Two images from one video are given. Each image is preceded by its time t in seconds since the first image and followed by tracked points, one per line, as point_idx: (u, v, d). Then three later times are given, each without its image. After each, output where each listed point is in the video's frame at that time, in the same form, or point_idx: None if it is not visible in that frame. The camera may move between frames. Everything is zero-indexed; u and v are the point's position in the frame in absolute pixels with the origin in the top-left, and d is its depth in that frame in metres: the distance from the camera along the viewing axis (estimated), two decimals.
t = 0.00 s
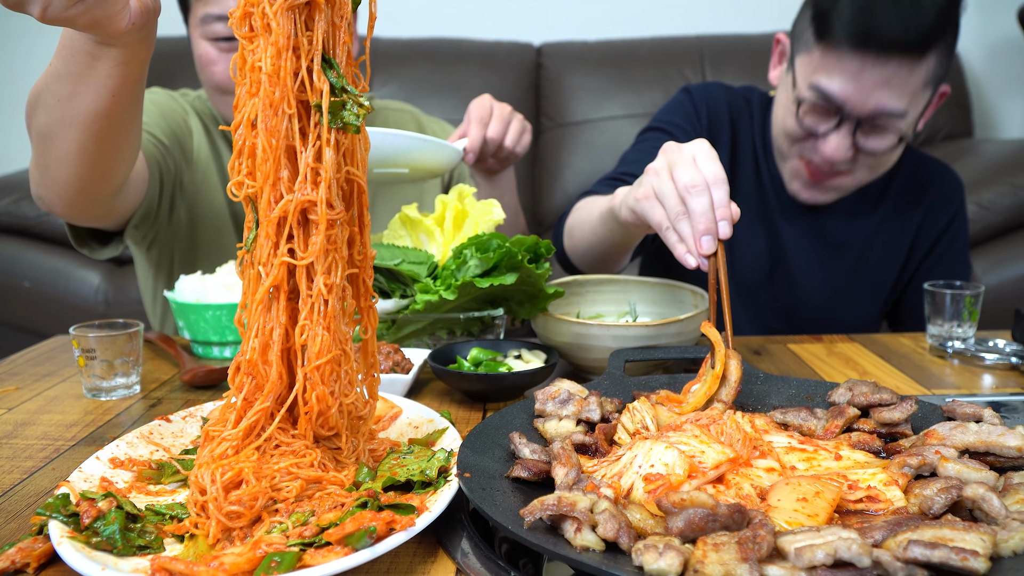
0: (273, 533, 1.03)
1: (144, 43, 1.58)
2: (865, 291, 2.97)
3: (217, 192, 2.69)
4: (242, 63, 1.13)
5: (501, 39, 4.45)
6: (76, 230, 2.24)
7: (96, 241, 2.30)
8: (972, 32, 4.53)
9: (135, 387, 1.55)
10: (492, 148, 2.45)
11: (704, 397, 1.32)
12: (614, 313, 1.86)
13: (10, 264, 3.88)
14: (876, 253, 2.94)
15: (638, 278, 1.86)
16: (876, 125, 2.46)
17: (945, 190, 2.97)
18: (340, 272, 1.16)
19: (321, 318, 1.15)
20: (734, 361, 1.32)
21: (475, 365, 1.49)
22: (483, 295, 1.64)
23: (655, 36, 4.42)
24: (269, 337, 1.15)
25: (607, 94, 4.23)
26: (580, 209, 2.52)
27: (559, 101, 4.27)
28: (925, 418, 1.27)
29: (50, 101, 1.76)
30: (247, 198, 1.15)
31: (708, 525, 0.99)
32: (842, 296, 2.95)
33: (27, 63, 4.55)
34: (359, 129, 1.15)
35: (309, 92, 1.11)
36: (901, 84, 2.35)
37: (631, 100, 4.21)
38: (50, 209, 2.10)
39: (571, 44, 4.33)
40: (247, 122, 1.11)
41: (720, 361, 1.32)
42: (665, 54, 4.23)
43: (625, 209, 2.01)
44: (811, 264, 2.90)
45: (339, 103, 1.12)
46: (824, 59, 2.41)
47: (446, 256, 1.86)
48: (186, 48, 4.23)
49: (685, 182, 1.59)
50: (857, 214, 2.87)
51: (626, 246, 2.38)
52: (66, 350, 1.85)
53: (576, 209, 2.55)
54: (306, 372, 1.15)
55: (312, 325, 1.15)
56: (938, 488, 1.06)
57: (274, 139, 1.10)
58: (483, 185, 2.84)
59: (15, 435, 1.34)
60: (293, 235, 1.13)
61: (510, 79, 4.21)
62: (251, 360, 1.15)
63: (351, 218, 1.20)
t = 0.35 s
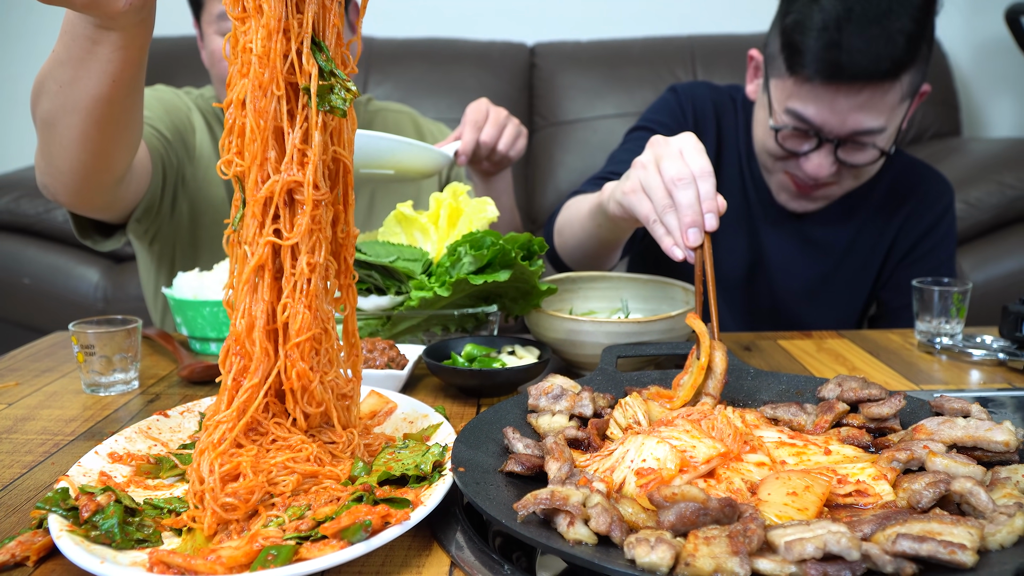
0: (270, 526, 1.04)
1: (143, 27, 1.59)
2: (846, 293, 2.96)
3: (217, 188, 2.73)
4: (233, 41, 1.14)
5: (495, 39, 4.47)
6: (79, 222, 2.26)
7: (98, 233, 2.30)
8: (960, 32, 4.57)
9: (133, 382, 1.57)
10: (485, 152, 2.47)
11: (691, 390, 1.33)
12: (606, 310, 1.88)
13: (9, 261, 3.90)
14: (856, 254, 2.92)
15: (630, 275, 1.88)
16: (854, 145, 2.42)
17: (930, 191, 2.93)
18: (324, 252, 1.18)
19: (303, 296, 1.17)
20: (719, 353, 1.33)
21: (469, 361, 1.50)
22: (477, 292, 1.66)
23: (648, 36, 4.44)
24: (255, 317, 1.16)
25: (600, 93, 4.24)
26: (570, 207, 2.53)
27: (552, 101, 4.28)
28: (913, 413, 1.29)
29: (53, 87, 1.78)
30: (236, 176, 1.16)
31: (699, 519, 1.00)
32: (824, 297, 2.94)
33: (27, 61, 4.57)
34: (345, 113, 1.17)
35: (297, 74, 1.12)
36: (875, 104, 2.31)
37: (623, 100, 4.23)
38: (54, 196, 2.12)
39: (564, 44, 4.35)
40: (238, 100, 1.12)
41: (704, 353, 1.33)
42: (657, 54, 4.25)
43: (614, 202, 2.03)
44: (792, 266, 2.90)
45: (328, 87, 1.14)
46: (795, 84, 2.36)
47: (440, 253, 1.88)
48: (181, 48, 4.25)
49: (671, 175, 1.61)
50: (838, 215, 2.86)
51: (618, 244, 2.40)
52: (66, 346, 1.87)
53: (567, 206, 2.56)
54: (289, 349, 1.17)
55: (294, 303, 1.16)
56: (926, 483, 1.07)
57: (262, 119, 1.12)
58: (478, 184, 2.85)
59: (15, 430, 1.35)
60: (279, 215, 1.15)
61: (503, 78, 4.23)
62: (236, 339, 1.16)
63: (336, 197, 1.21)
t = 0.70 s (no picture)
0: (266, 520, 1.05)
1: (145, 37, 1.62)
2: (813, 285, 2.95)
3: (218, 187, 2.75)
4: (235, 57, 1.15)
5: (489, 39, 4.49)
6: (82, 220, 2.28)
7: (102, 232, 2.32)
8: (948, 32, 4.60)
9: (132, 377, 1.58)
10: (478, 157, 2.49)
11: (663, 372, 1.35)
12: (598, 307, 1.89)
13: (9, 258, 3.91)
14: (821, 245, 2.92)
15: (622, 272, 1.90)
16: (848, 84, 2.45)
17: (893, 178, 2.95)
18: (330, 261, 1.19)
19: (311, 306, 1.18)
20: (684, 334, 1.35)
21: (464, 357, 1.53)
22: (472, 289, 1.68)
23: (641, 36, 4.46)
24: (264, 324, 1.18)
25: (593, 93, 4.26)
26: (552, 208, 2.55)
27: (546, 100, 4.30)
28: (903, 408, 1.31)
29: (57, 94, 1.79)
30: (242, 188, 1.18)
31: (691, 513, 1.01)
32: (794, 290, 2.91)
33: (27, 60, 4.57)
34: (349, 123, 1.17)
35: (300, 85, 1.13)
36: (863, 33, 2.39)
37: (616, 99, 4.24)
38: (59, 199, 2.14)
39: (558, 44, 4.37)
40: (241, 113, 1.14)
41: (670, 334, 1.34)
42: (648, 54, 4.26)
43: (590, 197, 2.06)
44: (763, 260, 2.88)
45: (331, 98, 1.14)
46: (781, 24, 2.45)
47: (434, 251, 1.90)
48: (178, 47, 4.26)
49: (640, 166, 1.62)
50: (807, 209, 2.86)
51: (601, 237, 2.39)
52: (65, 342, 1.88)
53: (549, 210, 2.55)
54: (294, 359, 1.18)
55: (302, 313, 1.17)
56: (915, 477, 1.08)
57: (266, 131, 1.13)
58: (474, 185, 2.86)
59: (15, 425, 1.37)
60: (287, 227, 1.16)
61: (497, 78, 4.25)
62: (243, 349, 1.18)
63: (342, 207, 1.23)
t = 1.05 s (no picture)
0: (263, 514, 1.07)
1: (132, 47, 1.65)
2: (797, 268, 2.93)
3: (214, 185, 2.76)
4: (218, 70, 1.16)
5: (483, 38, 4.51)
6: (79, 219, 2.28)
7: (99, 230, 2.33)
8: (934, 32, 4.63)
9: (131, 373, 1.60)
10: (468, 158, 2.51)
11: (652, 340, 1.35)
12: (590, 304, 1.90)
13: (9, 255, 3.93)
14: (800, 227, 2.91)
15: (615, 269, 1.91)
16: (791, 78, 2.50)
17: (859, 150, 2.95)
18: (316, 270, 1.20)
19: (301, 314, 1.20)
20: (673, 301, 1.36)
21: (458, 353, 1.57)
22: (466, 286, 1.70)
23: (634, 36, 4.49)
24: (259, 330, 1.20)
25: (585, 92, 4.26)
26: (541, 213, 2.56)
27: (540, 99, 4.33)
28: (891, 404, 1.33)
29: (49, 99, 1.80)
30: (224, 201, 1.19)
31: (682, 507, 1.00)
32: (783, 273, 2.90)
33: (26, 60, 4.59)
34: (331, 136, 1.20)
35: (283, 99, 1.15)
36: (799, 29, 2.45)
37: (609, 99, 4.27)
38: (52, 199, 2.15)
39: (551, 44, 4.39)
40: (224, 126, 1.15)
41: (659, 300, 1.35)
42: (640, 54, 4.28)
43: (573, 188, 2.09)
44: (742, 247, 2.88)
45: (313, 111, 1.16)
46: (720, 27, 2.52)
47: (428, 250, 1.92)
48: (173, 46, 4.28)
49: (622, 152, 1.64)
50: (781, 191, 2.87)
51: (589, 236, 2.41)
52: (64, 338, 1.90)
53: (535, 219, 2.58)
54: (289, 368, 1.20)
55: (293, 320, 1.19)
56: (903, 471, 1.08)
57: (249, 144, 1.15)
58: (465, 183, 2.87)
59: (15, 420, 1.38)
60: (272, 237, 1.18)
61: (490, 77, 4.28)
62: (241, 356, 1.21)
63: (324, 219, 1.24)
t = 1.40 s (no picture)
0: (260, 508, 1.08)
1: (125, 55, 1.67)
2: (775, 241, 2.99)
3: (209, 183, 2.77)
4: (215, 83, 1.18)
5: (477, 38, 4.53)
6: (75, 219, 2.30)
7: (95, 228, 2.34)
8: (923, 32, 4.65)
9: (129, 369, 1.62)
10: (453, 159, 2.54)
11: (689, 311, 1.37)
12: (583, 300, 1.93)
13: (9, 252, 3.95)
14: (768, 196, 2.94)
15: (608, 265, 1.93)
16: (723, 64, 2.53)
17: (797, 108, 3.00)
18: (315, 278, 1.21)
19: (299, 320, 1.20)
20: (706, 271, 1.38)
21: (452, 349, 1.59)
22: (460, 283, 1.74)
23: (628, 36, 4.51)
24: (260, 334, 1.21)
25: (578, 91, 4.27)
26: (536, 220, 2.60)
27: (534, 98, 4.35)
28: (879, 399, 1.35)
29: (44, 104, 1.82)
30: (224, 211, 1.21)
31: (673, 501, 0.99)
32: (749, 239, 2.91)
33: (26, 60, 4.60)
34: (328, 147, 1.20)
35: (279, 111, 1.16)
36: (722, 19, 2.48)
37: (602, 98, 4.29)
38: (49, 200, 2.17)
39: (545, 43, 4.42)
40: (222, 138, 1.17)
41: (692, 272, 1.36)
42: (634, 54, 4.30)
43: (580, 179, 2.10)
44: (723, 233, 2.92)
45: (309, 123, 1.17)
46: (645, 30, 2.55)
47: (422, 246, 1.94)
48: (169, 45, 4.30)
49: (629, 137, 1.66)
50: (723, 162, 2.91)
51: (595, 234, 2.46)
52: (63, 334, 1.91)
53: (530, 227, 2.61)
54: (289, 374, 1.21)
55: (292, 326, 1.20)
56: (892, 466, 1.07)
57: (246, 155, 1.16)
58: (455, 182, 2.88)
59: (15, 415, 1.40)
60: (272, 245, 1.19)
61: (483, 77, 4.30)
62: (243, 360, 1.22)
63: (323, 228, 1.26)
